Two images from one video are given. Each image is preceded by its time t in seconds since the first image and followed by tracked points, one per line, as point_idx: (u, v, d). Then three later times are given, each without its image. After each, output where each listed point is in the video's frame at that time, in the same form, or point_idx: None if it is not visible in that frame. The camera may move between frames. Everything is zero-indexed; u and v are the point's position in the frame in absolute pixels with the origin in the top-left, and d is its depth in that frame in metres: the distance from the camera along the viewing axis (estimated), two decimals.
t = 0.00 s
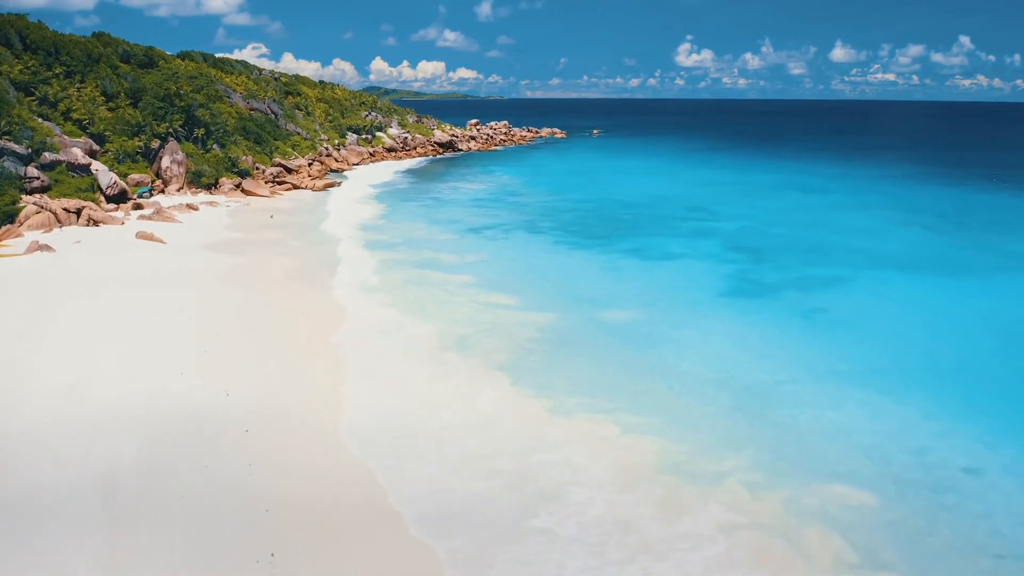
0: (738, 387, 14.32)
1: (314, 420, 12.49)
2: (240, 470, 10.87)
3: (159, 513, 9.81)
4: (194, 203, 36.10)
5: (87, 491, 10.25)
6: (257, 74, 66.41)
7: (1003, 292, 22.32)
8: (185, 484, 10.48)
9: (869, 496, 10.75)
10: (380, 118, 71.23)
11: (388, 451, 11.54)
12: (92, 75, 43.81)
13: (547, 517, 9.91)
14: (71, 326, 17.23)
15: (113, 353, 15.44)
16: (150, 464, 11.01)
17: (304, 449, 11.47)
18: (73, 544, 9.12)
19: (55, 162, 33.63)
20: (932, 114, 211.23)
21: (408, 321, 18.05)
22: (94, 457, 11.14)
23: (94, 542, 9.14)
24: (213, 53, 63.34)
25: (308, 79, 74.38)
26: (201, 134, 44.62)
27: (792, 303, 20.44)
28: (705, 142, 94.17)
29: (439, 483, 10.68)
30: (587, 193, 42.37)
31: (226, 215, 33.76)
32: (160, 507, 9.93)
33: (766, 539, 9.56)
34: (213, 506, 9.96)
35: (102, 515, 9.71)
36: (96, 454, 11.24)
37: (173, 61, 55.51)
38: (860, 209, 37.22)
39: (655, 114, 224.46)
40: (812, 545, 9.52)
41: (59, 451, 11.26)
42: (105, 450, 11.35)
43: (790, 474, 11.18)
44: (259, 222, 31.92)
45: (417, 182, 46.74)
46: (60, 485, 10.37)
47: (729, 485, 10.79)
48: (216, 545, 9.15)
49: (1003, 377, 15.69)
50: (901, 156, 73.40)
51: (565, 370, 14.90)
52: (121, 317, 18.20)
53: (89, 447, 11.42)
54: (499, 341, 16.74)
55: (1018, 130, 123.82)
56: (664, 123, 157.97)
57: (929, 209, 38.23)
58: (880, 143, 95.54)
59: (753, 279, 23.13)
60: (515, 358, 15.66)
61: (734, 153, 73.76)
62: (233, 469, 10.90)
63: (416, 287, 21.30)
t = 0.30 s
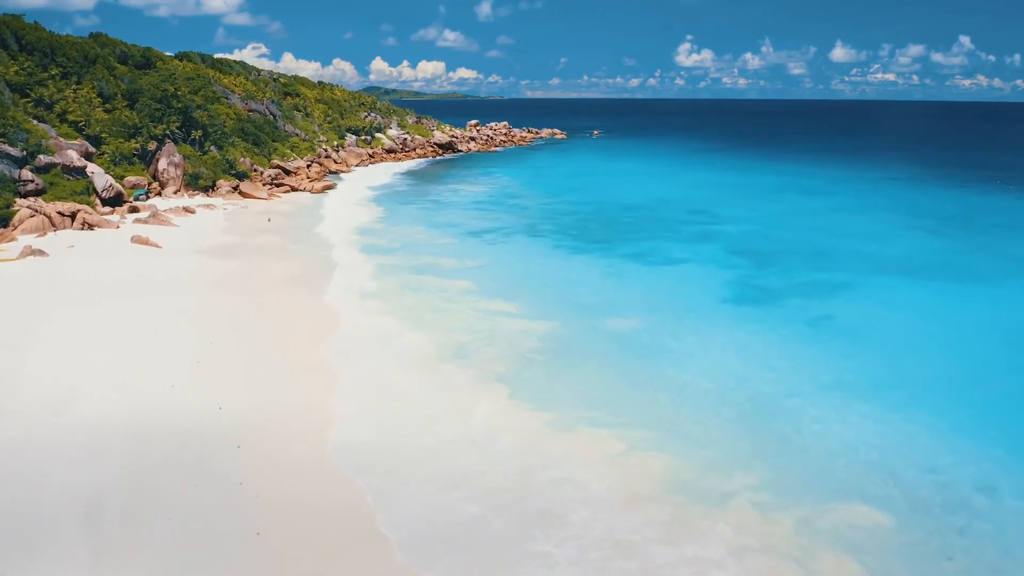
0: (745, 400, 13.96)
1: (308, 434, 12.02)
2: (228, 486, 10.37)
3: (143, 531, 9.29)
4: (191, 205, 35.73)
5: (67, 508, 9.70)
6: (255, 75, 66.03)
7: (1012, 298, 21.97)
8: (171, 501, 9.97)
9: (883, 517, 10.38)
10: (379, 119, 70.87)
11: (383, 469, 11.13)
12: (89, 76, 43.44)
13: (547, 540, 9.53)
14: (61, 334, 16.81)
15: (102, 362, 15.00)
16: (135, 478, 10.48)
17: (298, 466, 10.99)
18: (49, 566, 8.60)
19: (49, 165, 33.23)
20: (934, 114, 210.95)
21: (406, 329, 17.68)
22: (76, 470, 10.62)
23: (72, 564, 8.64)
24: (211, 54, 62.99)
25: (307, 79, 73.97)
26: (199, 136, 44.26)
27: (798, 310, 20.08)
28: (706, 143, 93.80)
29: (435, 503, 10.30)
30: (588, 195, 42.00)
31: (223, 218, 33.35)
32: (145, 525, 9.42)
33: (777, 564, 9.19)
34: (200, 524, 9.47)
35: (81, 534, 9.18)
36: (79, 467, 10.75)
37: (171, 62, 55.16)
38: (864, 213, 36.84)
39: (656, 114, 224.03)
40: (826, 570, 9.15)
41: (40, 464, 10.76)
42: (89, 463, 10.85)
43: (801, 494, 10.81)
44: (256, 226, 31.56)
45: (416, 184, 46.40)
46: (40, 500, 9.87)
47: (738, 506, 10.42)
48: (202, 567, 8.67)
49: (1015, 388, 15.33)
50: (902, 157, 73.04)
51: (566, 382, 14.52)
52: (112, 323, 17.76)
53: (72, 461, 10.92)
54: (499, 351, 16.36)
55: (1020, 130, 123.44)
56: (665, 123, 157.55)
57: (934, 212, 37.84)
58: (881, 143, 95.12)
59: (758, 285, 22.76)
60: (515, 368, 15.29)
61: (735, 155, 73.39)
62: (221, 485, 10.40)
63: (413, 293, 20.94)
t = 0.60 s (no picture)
0: (753, 413, 13.60)
1: (302, 450, 11.75)
2: (218, 510, 10.03)
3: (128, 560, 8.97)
4: (187, 208, 35.35)
5: (50, 534, 9.38)
6: (254, 75, 65.66)
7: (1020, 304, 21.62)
8: (158, 526, 9.63)
9: (898, 539, 10.04)
10: (379, 120, 70.53)
11: (379, 488, 10.77)
12: (85, 77, 43.08)
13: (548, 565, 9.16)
14: (51, 340, 16.39)
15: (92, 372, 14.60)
16: (122, 501, 10.14)
17: (291, 486, 10.70)
18: None
19: (44, 168, 32.81)
20: (935, 113, 210.72)
21: (405, 337, 17.33)
22: (61, 493, 10.30)
23: None
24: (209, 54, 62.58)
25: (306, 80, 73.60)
26: (196, 138, 43.89)
27: (805, 317, 19.73)
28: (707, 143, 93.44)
29: (432, 525, 9.94)
30: (588, 197, 41.64)
31: (220, 222, 32.97)
32: (134, 553, 9.10)
33: None
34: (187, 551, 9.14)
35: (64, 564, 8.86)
36: (64, 490, 10.36)
37: (169, 63, 54.80)
38: (868, 215, 36.50)
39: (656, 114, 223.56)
40: None
41: (25, 486, 10.45)
42: (75, 484, 10.52)
43: (814, 513, 10.47)
44: (253, 229, 31.20)
45: (416, 186, 46.03)
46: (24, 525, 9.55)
47: (747, 527, 10.06)
48: None
49: None
50: (903, 158, 72.72)
51: (569, 394, 14.18)
52: (104, 329, 17.34)
53: (58, 482, 10.55)
54: (500, 361, 16.00)
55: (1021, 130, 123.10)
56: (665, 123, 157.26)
57: (937, 215, 37.52)
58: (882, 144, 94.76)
59: (762, 290, 22.41)
60: (516, 380, 14.92)
61: (737, 155, 73.03)
62: (210, 509, 10.05)
63: (411, 299, 20.59)
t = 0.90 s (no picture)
0: (762, 429, 13.21)
1: (295, 471, 11.32)
2: (205, 538, 9.59)
3: None
4: (183, 211, 34.93)
5: (28, 565, 8.94)
6: (252, 76, 65.22)
7: None
8: (141, 557, 9.18)
9: (914, 567, 9.65)
10: (378, 120, 70.11)
11: (373, 514, 10.35)
12: (81, 79, 42.64)
13: None
14: (39, 351, 15.94)
15: (79, 385, 14.14)
16: (104, 529, 9.69)
17: (284, 511, 10.27)
18: None
19: (38, 171, 32.37)
20: (936, 113, 210.32)
21: (403, 346, 16.91)
22: (42, 519, 9.86)
23: None
24: (207, 55, 62.13)
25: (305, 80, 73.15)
26: (193, 140, 43.45)
27: (812, 326, 19.33)
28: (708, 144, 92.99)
29: (427, 555, 9.52)
30: (589, 199, 41.22)
31: (216, 225, 32.54)
32: None
33: None
34: None
35: None
36: (45, 516, 9.89)
37: (166, 63, 54.35)
38: (872, 218, 36.10)
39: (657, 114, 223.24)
40: None
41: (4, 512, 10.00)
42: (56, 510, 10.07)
43: (825, 538, 10.10)
44: (250, 233, 30.79)
45: (415, 188, 45.61)
46: None
47: (758, 555, 9.66)
48: None
49: None
50: (905, 158, 72.29)
51: (571, 409, 13.78)
52: (92, 338, 16.88)
53: (38, 508, 10.11)
54: (501, 372, 15.61)
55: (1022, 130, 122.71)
56: (665, 123, 156.87)
57: (942, 218, 37.09)
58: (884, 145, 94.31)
59: (766, 297, 22.01)
60: (516, 394, 14.52)
61: (738, 156, 72.60)
62: (197, 537, 9.61)
63: (410, 306, 20.18)
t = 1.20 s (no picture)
0: (771, 445, 12.88)
1: (288, 490, 10.96)
2: (193, 564, 9.19)
3: None
4: (180, 214, 34.54)
5: None
6: (250, 77, 64.86)
7: None
8: None
9: None
10: (377, 121, 69.75)
11: (369, 537, 9.96)
12: (77, 80, 42.27)
13: None
14: (27, 360, 15.56)
15: (67, 396, 13.74)
16: (87, 554, 9.29)
17: (276, 533, 9.88)
18: None
19: (33, 173, 32.00)
20: (937, 113, 209.90)
21: (402, 355, 16.56)
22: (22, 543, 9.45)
23: None
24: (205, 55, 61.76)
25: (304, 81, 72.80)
26: (190, 141, 43.08)
27: (818, 334, 18.99)
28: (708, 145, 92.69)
29: None
30: (590, 202, 40.83)
31: (213, 228, 32.17)
32: None
33: None
34: None
35: None
36: (28, 540, 9.52)
37: (164, 64, 54.00)
38: (876, 221, 35.76)
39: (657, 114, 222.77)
40: None
41: None
42: (38, 533, 9.66)
43: (838, 564, 9.76)
44: (248, 236, 30.42)
45: (414, 190, 45.23)
46: None
47: None
48: None
49: None
50: (908, 159, 71.86)
51: (575, 423, 13.43)
52: (83, 346, 16.50)
53: (19, 530, 9.70)
54: (503, 383, 15.25)
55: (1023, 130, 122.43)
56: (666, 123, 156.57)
57: (947, 220, 36.74)
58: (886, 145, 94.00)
59: (771, 304, 21.66)
60: (518, 406, 14.16)
61: (740, 157, 72.29)
62: (184, 562, 9.21)
63: (409, 313, 19.82)
